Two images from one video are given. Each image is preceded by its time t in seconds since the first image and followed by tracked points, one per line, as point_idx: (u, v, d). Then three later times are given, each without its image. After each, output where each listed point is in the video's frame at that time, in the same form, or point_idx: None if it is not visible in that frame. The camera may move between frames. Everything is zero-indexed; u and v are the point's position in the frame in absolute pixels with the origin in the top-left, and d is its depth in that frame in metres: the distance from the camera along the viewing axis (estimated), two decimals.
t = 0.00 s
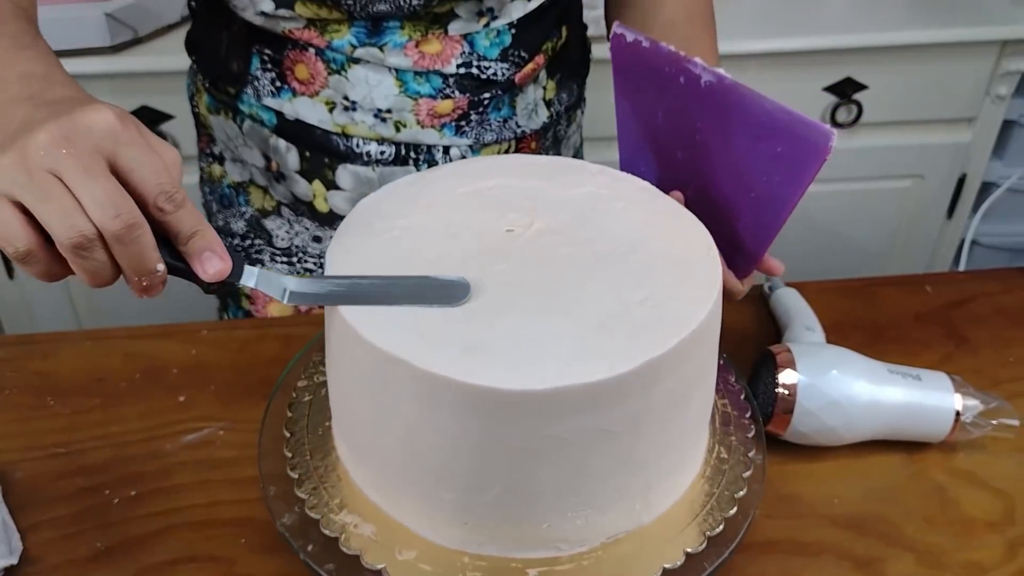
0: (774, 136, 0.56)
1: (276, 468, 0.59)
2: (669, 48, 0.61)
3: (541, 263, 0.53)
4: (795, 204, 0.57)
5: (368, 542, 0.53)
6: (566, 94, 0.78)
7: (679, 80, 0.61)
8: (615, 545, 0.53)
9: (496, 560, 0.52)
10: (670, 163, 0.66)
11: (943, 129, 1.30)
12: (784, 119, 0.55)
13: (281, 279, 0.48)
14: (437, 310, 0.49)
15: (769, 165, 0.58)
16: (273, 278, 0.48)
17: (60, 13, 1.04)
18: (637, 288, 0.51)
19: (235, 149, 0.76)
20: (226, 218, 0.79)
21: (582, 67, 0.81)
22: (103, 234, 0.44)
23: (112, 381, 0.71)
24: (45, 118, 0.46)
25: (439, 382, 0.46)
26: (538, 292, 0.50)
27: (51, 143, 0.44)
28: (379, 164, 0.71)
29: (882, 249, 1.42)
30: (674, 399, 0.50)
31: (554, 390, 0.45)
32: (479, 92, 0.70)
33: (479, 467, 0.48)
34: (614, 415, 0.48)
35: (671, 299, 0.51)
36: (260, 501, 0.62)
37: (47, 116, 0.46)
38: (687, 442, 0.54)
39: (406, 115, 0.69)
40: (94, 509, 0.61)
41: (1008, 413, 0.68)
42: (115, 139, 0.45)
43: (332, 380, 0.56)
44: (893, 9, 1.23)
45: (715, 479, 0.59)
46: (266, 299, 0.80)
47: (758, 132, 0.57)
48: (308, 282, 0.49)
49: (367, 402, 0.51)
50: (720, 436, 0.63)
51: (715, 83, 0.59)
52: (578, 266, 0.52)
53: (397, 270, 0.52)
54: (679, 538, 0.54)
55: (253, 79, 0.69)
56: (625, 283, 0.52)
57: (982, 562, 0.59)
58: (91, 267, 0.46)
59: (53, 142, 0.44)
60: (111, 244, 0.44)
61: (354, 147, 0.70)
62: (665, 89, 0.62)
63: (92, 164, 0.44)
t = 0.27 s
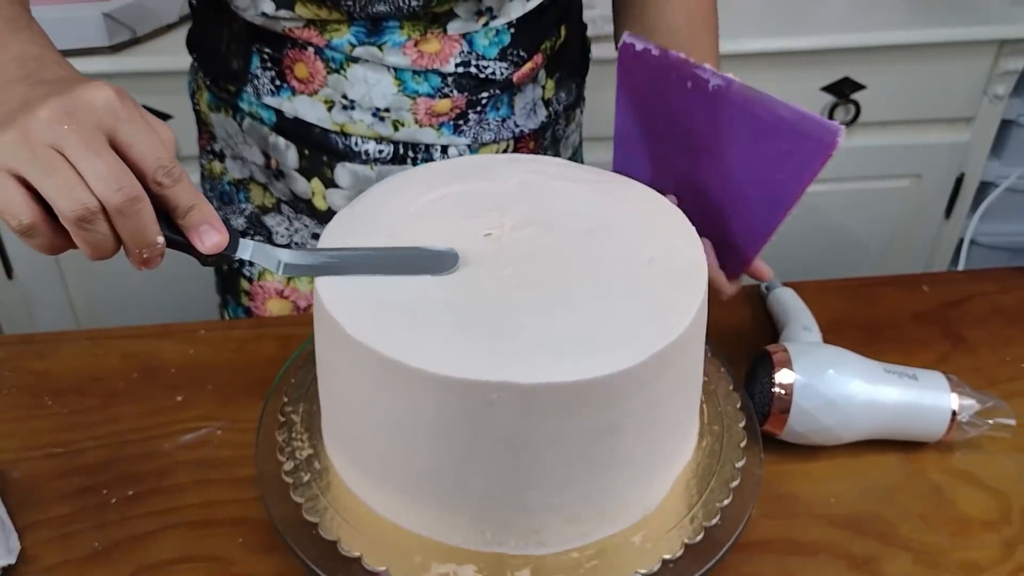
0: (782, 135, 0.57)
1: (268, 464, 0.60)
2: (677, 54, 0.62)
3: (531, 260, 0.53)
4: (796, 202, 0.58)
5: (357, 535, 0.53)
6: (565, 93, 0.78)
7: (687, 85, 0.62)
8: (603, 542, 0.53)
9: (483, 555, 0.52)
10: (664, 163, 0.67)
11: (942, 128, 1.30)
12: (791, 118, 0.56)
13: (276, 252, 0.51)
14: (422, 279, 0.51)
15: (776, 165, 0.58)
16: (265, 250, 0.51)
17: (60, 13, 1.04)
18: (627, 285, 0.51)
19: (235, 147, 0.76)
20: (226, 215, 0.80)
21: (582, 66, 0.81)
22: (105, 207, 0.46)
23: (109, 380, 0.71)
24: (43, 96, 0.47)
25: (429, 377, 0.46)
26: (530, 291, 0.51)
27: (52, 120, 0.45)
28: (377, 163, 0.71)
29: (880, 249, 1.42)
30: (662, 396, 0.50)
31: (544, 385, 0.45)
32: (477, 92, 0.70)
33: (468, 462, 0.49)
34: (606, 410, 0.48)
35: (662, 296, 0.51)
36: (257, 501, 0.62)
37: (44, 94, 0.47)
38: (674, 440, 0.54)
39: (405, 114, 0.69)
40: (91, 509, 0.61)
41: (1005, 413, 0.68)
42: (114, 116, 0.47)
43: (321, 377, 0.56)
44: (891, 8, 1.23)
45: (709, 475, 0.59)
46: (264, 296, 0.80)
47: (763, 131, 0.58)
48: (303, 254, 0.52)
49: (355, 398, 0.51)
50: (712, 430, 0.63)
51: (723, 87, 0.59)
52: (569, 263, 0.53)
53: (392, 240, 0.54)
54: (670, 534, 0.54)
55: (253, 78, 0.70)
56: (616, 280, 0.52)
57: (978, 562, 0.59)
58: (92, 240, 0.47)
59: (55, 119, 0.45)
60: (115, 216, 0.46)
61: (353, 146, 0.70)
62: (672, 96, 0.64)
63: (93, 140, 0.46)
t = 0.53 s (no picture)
0: (739, 118, 0.58)
1: (262, 464, 0.60)
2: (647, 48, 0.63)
3: (522, 261, 0.53)
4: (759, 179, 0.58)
5: (347, 535, 0.54)
6: (562, 93, 0.78)
7: (655, 76, 0.62)
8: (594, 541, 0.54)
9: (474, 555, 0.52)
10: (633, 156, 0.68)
11: (941, 128, 1.30)
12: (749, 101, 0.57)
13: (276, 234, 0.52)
14: (420, 260, 0.53)
15: (736, 147, 0.59)
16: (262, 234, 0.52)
17: (59, 12, 1.04)
18: (620, 285, 0.52)
19: (232, 147, 0.76)
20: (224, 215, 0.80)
21: (579, 66, 0.81)
22: (111, 191, 0.46)
23: (108, 380, 0.71)
24: (48, 81, 0.48)
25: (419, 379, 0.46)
26: (524, 291, 0.51)
27: (58, 104, 0.46)
28: (374, 163, 0.71)
29: (879, 249, 1.42)
30: (654, 396, 0.51)
31: (533, 384, 0.45)
32: (475, 92, 0.70)
33: (459, 463, 0.49)
34: (598, 410, 0.48)
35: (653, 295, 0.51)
36: (255, 500, 0.62)
37: (50, 79, 0.48)
38: (666, 439, 0.55)
39: (403, 115, 0.69)
40: (90, 508, 0.61)
41: (1003, 412, 0.68)
42: (119, 101, 0.47)
43: (312, 377, 0.56)
44: (889, 8, 1.23)
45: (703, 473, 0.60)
46: (262, 296, 0.80)
47: (723, 115, 0.59)
48: (303, 237, 0.53)
49: (344, 398, 0.51)
50: (707, 427, 0.64)
51: (688, 76, 0.60)
52: (560, 263, 0.53)
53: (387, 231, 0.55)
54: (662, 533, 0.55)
55: (251, 78, 0.70)
56: (607, 280, 0.52)
57: (976, 561, 0.59)
58: (99, 223, 0.48)
59: (60, 104, 0.46)
60: (121, 198, 0.46)
61: (350, 146, 0.70)
62: (637, 86, 0.64)
63: (98, 124, 0.46)
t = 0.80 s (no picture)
0: (790, 137, 0.59)
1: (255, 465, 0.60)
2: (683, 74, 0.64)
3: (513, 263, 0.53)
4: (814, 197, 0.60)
5: (339, 539, 0.54)
6: (556, 93, 0.78)
7: (691, 100, 0.63)
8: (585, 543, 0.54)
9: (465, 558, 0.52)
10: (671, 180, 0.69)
11: (940, 127, 1.30)
12: (801, 119, 0.58)
13: (267, 229, 0.53)
14: (414, 253, 0.53)
15: (786, 166, 0.60)
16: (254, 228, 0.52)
17: (57, 12, 1.04)
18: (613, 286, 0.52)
19: (226, 146, 0.76)
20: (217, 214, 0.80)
21: (573, 66, 0.81)
22: (101, 183, 0.46)
23: (105, 379, 0.71)
24: (42, 74, 0.48)
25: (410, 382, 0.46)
26: (517, 292, 0.51)
27: (49, 96, 0.46)
28: (369, 163, 0.71)
29: (878, 248, 1.42)
30: (645, 397, 0.51)
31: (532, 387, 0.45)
32: (469, 92, 0.70)
33: (449, 467, 0.49)
34: (589, 413, 0.48)
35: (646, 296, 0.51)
36: (252, 500, 0.62)
37: (42, 72, 0.48)
38: (657, 440, 0.55)
39: (398, 115, 0.69)
40: (87, 507, 0.61)
41: (1001, 411, 0.68)
42: (110, 95, 0.48)
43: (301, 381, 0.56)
44: (888, 7, 1.23)
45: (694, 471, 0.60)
46: (256, 296, 0.80)
47: (773, 137, 0.60)
48: (293, 232, 0.53)
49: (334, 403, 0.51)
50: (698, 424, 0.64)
51: (729, 98, 0.61)
52: (550, 265, 0.53)
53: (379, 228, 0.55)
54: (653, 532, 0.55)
55: (246, 77, 0.69)
56: (598, 282, 0.52)
57: (974, 560, 0.59)
58: (89, 215, 0.47)
59: (52, 96, 0.46)
60: (111, 191, 0.46)
61: (345, 146, 0.70)
62: (671, 113, 0.65)
63: (90, 116, 0.47)
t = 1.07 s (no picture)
0: (711, 115, 0.61)
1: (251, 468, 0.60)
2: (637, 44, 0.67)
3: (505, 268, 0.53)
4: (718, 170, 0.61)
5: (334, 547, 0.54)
6: (550, 93, 0.78)
7: (638, 69, 0.66)
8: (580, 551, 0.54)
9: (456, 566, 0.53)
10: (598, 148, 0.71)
11: (938, 127, 1.30)
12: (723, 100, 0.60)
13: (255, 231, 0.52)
14: (405, 255, 0.54)
15: (694, 138, 0.62)
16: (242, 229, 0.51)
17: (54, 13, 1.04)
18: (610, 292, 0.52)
19: (219, 147, 0.76)
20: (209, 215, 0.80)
21: (567, 66, 0.81)
22: (87, 186, 0.46)
23: (102, 380, 0.71)
24: (30, 77, 0.49)
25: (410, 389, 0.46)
26: (511, 299, 0.51)
27: (37, 100, 0.47)
28: (362, 163, 0.71)
29: (876, 248, 1.42)
30: (640, 404, 0.51)
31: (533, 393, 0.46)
32: (462, 94, 0.70)
33: (444, 474, 0.49)
34: (586, 421, 0.48)
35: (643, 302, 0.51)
36: (249, 500, 0.62)
37: (31, 75, 0.49)
38: (653, 448, 0.55)
39: (390, 116, 0.69)
40: (84, 507, 0.61)
41: (998, 411, 0.68)
42: (96, 99, 0.48)
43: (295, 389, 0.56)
44: (885, 6, 1.23)
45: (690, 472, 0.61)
46: (250, 296, 0.80)
47: (698, 111, 0.62)
48: (281, 234, 0.53)
49: (330, 411, 0.51)
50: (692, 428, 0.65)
51: (671, 71, 0.64)
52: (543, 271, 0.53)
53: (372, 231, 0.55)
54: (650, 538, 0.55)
55: (238, 78, 0.70)
56: (592, 288, 0.52)
57: (970, 559, 0.59)
58: (75, 219, 0.47)
59: (40, 100, 0.47)
60: (97, 195, 0.46)
61: (338, 146, 0.70)
62: (616, 77, 0.68)
63: (76, 120, 0.47)
